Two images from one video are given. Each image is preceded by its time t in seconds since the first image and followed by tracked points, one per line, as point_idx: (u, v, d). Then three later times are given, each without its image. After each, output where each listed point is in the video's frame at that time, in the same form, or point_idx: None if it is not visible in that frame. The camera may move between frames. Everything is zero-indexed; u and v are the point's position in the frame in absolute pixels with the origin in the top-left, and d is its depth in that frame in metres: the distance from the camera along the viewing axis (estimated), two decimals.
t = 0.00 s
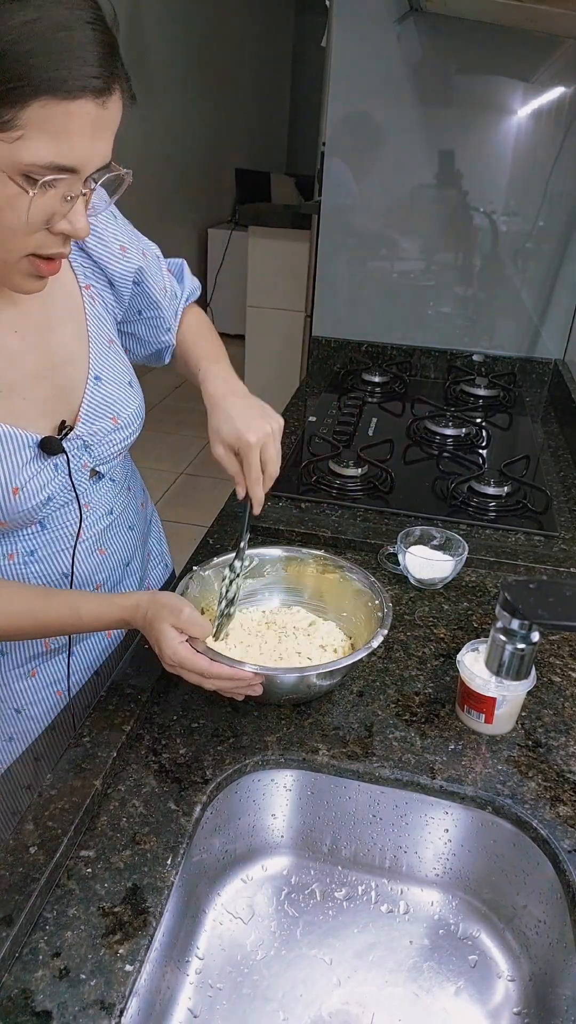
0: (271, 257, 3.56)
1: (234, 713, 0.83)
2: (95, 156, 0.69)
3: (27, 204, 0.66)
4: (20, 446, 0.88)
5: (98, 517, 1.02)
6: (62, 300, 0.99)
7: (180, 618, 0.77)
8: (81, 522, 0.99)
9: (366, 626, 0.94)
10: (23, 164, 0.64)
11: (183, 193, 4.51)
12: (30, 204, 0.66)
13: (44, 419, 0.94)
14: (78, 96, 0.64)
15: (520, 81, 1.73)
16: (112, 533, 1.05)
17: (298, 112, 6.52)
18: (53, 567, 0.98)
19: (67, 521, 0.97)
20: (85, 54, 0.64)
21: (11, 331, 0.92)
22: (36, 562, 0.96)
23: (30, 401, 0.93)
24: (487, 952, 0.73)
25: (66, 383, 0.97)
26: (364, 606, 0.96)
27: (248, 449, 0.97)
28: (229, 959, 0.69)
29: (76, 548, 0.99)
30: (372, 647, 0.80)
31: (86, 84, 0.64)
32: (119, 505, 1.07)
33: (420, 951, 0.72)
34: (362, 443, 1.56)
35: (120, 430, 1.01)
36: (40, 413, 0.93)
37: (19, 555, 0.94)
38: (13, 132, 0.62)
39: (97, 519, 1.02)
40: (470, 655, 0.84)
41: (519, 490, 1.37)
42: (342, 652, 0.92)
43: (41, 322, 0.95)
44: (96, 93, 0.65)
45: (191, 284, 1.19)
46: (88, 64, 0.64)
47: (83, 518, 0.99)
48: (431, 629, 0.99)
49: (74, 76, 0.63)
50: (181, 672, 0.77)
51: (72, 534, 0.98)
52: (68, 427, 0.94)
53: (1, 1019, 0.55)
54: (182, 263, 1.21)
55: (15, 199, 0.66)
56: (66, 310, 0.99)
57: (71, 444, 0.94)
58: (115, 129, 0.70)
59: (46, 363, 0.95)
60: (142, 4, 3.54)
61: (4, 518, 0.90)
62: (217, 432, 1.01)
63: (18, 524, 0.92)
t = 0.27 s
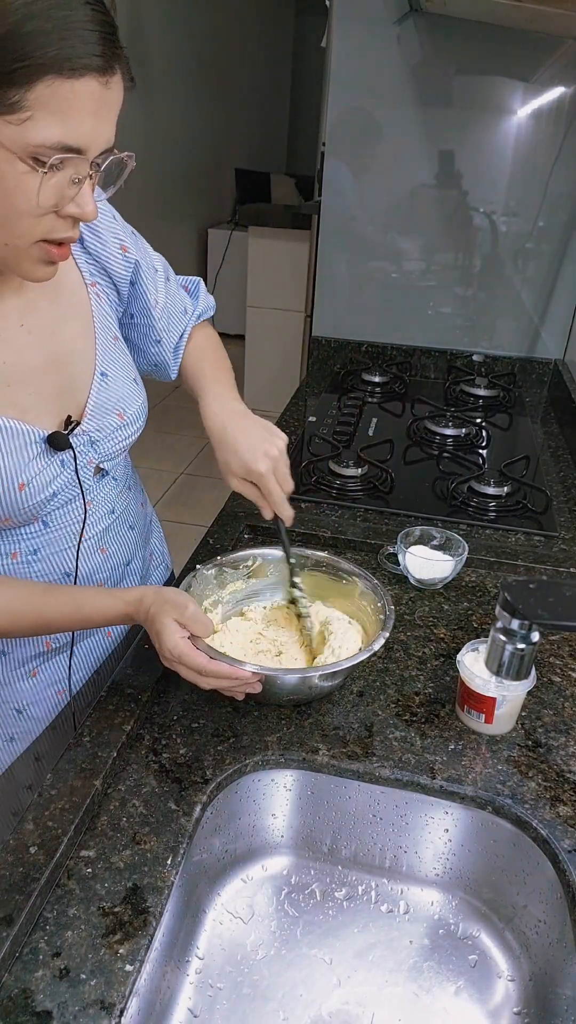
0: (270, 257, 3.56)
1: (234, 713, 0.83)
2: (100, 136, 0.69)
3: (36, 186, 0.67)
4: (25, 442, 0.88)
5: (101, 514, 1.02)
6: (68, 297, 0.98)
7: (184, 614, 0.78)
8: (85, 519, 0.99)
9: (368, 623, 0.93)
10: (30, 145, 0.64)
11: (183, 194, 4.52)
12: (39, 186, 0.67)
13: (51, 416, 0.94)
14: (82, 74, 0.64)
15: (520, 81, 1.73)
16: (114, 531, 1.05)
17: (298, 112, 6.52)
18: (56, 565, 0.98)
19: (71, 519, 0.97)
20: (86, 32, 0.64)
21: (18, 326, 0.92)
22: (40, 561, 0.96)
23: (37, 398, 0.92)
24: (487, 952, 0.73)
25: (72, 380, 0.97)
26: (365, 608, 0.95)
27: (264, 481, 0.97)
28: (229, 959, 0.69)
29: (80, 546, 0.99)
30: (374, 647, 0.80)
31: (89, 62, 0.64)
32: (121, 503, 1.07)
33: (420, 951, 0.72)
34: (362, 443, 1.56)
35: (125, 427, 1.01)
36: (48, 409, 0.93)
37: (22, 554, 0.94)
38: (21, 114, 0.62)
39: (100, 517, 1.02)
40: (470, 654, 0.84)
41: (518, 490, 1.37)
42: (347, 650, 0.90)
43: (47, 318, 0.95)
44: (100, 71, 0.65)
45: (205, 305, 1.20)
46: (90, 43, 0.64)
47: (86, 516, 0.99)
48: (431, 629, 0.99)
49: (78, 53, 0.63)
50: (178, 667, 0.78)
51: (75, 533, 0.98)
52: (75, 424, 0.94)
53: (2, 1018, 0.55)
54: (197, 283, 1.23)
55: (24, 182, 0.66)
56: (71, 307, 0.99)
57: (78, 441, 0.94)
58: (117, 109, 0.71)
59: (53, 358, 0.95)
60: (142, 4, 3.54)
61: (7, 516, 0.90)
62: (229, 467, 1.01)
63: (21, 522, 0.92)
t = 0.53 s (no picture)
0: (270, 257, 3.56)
1: (234, 714, 0.83)
2: (107, 141, 0.69)
3: (42, 188, 0.67)
4: (28, 441, 0.88)
5: (101, 514, 1.02)
6: (70, 297, 0.98)
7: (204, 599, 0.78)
8: (85, 518, 0.99)
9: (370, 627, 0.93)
10: (37, 149, 0.64)
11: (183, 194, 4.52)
12: (45, 189, 0.67)
13: (53, 414, 0.94)
14: (91, 81, 0.64)
15: (520, 81, 1.73)
16: (115, 531, 1.05)
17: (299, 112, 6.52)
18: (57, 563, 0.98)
19: (71, 517, 0.97)
20: (97, 37, 0.64)
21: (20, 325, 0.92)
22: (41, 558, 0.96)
23: (41, 396, 0.92)
24: (487, 952, 0.73)
25: (73, 379, 0.97)
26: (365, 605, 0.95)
27: (287, 451, 1.00)
28: (229, 959, 0.69)
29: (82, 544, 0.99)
30: (377, 648, 0.79)
31: (99, 68, 0.64)
32: (122, 503, 1.07)
33: (420, 951, 0.72)
34: (362, 443, 1.56)
35: (126, 427, 1.02)
36: (50, 408, 0.93)
37: (24, 551, 0.94)
38: (29, 117, 0.63)
39: (101, 516, 1.02)
40: (470, 655, 0.84)
41: (518, 490, 1.37)
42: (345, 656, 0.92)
43: (49, 317, 0.95)
44: (110, 77, 0.65)
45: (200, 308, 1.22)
46: (101, 49, 0.64)
47: (87, 515, 0.99)
48: (432, 629, 0.99)
49: (88, 58, 0.63)
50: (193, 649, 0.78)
51: (78, 531, 0.98)
52: (76, 423, 0.94)
53: (2, 1018, 0.55)
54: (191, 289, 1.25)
55: (30, 184, 0.66)
56: (73, 306, 0.99)
57: (78, 439, 0.94)
58: (126, 114, 0.70)
59: (55, 357, 0.95)
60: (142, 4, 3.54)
61: (8, 514, 0.90)
62: (253, 445, 1.04)
63: (22, 519, 0.92)
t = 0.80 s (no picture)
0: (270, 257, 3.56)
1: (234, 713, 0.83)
2: (103, 153, 0.69)
3: (34, 199, 0.67)
4: (22, 440, 0.88)
5: (96, 515, 1.02)
6: (68, 297, 0.98)
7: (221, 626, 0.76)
8: (78, 519, 0.99)
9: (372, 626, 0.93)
10: (32, 160, 0.64)
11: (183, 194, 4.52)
12: (38, 199, 0.67)
13: (49, 414, 0.94)
14: (88, 95, 0.64)
15: (520, 81, 1.73)
16: (110, 533, 1.05)
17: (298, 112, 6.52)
18: (49, 563, 0.97)
19: (64, 518, 0.97)
20: (95, 53, 0.64)
21: (17, 325, 0.92)
22: (32, 559, 0.96)
23: (37, 396, 0.93)
24: (487, 952, 0.73)
25: (70, 380, 0.97)
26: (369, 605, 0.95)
27: (261, 441, 0.99)
28: (229, 959, 0.69)
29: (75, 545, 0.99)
30: (377, 648, 0.79)
31: (96, 83, 0.64)
32: (118, 504, 1.07)
33: (420, 951, 0.72)
34: (362, 443, 1.56)
35: (124, 428, 1.01)
36: (45, 409, 0.93)
37: (15, 551, 0.94)
38: (24, 129, 0.62)
39: (95, 517, 1.01)
40: (470, 655, 0.84)
41: (518, 490, 1.37)
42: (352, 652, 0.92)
43: (45, 317, 0.95)
44: (108, 93, 0.65)
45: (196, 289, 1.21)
46: (100, 64, 0.64)
47: (80, 516, 0.99)
48: (432, 629, 0.99)
49: (85, 73, 0.63)
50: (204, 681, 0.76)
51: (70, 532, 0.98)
52: (72, 424, 0.94)
53: (2, 1018, 0.55)
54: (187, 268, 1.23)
55: (23, 195, 0.66)
56: (70, 307, 0.99)
57: (74, 440, 0.94)
58: (124, 126, 0.70)
59: (52, 358, 0.95)
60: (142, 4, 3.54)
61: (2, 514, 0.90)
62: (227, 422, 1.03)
63: (14, 520, 0.92)
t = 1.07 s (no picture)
0: (270, 257, 3.56)
1: (234, 713, 0.83)
2: (104, 167, 0.69)
3: (35, 216, 0.67)
4: (19, 447, 0.88)
5: (98, 516, 1.02)
6: (69, 300, 0.98)
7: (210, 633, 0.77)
8: (80, 521, 0.99)
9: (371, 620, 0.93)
10: (32, 178, 0.64)
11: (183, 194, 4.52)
12: (39, 216, 0.67)
13: (47, 420, 0.94)
14: (88, 113, 0.63)
15: (520, 81, 1.73)
16: (113, 533, 1.05)
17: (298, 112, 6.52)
18: (50, 564, 0.98)
19: (65, 521, 0.97)
20: (97, 71, 0.64)
21: (16, 330, 0.92)
22: (35, 559, 0.96)
23: (35, 402, 0.93)
24: (487, 952, 0.73)
25: (71, 384, 0.97)
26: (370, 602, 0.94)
27: (262, 472, 0.99)
28: (229, 959, 0.69)
29: (76, 546, 0.99)
30: (375, 647, 0.80)
31: (97, 101, 0.63)
32: (122, 504, 1.07)
33: (420, 951, 0.72)
34: (362, 443, 1.56)
35: (124, 432, 1.01)
36: (44, 413, 0.94)
37: (18, 551, 0.94)
38: (23, 149, 0.62)
39: (97, 519, 1.01)
40: (470, 655, 0.84)
41: (518, 490, 1.37)
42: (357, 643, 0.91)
43: (47, 321, 0.95)
44: (108, 110, 0.65)
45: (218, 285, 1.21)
46: (101, 81, 0.64)
47: (82, 519, 0.99)
48: (431, 629, 0.99)
49: (86, 91, 0.63)
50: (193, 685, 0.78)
51: (71, 533, 0.98)
52: (72, 429, 0.95)
53: (2, 1018, 0.55)
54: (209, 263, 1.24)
55: (23, 212, 0.66)
56: (72, 310, 0.99)
57: (73, 445, 0.94)
58: (125, 140, 0.70)
59: (53, 363, 0.95)
60: (142, 4, 3.54)
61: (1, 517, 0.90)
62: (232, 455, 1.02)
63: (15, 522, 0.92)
